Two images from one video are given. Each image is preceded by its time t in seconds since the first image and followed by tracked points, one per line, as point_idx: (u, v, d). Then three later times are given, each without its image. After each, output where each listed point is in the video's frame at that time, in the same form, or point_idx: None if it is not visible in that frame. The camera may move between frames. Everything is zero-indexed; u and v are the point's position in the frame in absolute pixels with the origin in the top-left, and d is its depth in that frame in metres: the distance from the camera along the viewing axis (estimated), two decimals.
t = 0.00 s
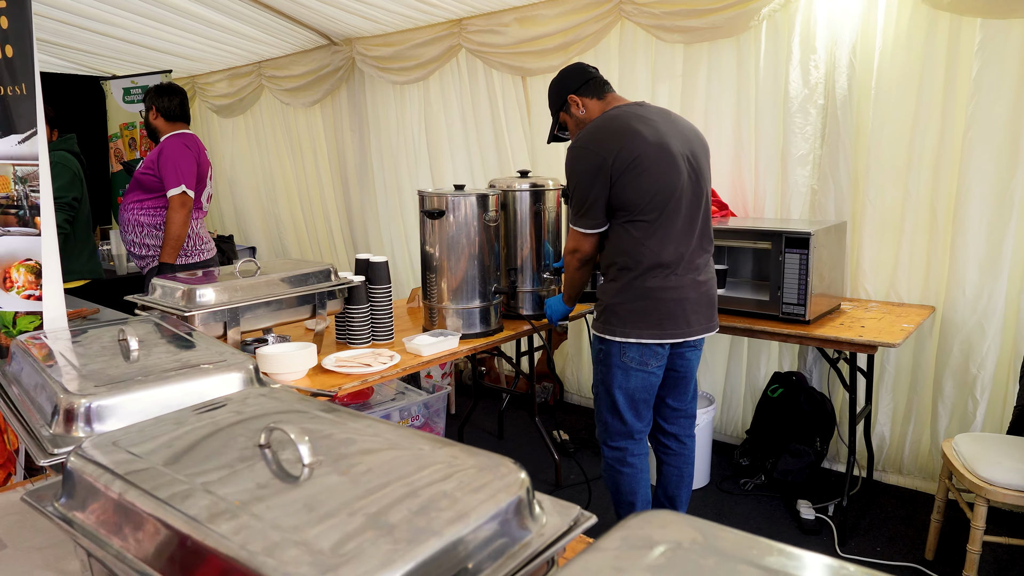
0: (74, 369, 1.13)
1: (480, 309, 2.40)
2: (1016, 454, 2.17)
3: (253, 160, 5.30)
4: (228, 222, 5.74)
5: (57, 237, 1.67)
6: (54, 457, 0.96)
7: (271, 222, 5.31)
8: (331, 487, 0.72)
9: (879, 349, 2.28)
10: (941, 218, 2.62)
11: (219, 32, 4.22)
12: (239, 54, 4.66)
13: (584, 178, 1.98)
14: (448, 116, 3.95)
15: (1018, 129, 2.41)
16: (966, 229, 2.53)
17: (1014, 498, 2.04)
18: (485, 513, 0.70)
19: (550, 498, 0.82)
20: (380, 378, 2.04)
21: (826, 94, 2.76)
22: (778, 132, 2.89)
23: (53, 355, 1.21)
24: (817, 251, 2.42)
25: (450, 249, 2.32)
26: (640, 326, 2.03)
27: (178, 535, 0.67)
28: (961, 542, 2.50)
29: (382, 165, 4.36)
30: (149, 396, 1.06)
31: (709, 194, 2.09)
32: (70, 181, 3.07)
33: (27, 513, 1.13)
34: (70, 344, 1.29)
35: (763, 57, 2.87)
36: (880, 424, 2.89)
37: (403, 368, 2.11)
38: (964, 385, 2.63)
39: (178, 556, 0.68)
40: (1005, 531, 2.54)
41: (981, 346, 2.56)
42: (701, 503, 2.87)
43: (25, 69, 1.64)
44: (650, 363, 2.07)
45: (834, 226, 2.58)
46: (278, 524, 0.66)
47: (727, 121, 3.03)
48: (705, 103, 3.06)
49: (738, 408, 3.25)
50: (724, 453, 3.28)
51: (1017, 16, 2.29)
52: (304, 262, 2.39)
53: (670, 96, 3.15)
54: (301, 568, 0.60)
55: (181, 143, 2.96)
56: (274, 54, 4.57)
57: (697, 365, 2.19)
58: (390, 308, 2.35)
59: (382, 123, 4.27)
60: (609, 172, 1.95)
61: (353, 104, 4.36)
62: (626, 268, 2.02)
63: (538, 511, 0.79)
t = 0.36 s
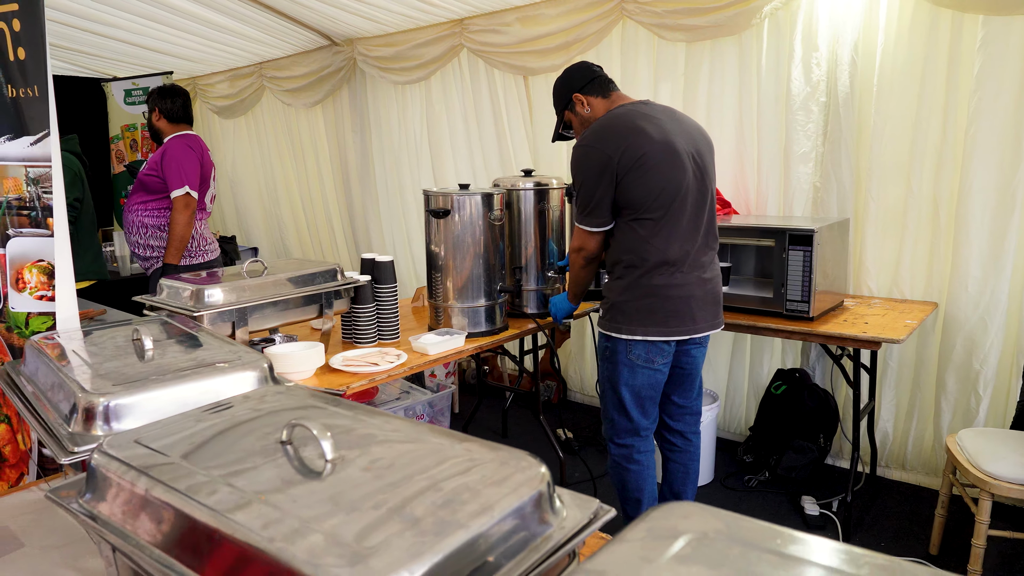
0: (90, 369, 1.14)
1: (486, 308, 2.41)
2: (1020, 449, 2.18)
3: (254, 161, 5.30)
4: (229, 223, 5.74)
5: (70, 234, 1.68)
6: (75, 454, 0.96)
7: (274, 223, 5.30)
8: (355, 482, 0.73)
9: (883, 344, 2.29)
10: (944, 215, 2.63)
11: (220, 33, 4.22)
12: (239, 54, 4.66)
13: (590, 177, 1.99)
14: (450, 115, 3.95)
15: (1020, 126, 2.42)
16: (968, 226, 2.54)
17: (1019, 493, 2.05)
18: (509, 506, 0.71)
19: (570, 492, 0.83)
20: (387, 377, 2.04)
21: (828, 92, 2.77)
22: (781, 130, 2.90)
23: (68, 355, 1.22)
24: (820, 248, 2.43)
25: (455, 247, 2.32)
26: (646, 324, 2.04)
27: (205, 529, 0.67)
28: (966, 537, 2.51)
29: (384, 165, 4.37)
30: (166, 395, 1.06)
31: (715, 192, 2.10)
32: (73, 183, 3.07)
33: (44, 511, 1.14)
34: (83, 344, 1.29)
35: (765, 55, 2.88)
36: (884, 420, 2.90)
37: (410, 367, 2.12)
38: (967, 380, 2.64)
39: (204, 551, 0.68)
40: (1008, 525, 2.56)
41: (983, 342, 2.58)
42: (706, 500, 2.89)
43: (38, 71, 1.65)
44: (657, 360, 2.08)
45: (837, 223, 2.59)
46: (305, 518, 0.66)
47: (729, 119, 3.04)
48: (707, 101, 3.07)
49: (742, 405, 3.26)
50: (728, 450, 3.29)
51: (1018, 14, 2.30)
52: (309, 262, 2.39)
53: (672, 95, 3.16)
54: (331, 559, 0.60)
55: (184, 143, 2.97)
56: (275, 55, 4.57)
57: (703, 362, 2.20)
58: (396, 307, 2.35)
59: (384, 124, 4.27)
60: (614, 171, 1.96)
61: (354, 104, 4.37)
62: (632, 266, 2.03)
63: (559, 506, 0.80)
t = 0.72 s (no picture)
0: (89, 367, 1.14)
1: (482, 307, 2.42)
2: (1008, 446, 2.21)
3: (247, 159, 5.28)
4: (221, 221, 5.72)
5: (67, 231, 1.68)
6: (75, 454, 0.97)
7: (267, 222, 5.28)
8: (362, 479, 0.74)
9: (875, 344, 2.32)
10: (934, 216, 2.66)
11: (214, 30, 4.21)
12: (233, 52, 4.64)
13: (588, 176, 2.00)
14: (444, 114, 3.96)
15: (1010, 128, 2.45)
16: (959, 227, 2.57)
17: (1007, 489, 2.08)
18: (516, 502, 0.72)
19: (574, 488, 0.85)
20: (384, 376, 2.05)
21: (822, 93, 2.79)
22: (775, 131, 2.92)
23: (65, 353, 1.22)
24: (813, 248, 2.46)
25: (451, 246, 2.33)
26: (643, 323, 2.06)
27: (212, 526, 0.68)
28: (954, 533, 2.55)
29: (378, 163, 4.37)
30: (167, 393, 1.07)
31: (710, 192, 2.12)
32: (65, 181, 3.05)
33: (41, 508, 1.14)
34: (80, 342, 1.29)
35: (759, 57, 2.90)
36: (874, 418, 2.93)
37: (406, 366, 2.13)
38: (956, 379, 2.68)
39: (210, 548, 0.68)
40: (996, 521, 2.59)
41: (973, 341, 2.61)
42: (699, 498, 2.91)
43: (33, 67, 1.64)
44: (653, 359, 2.10)
45: (830, 224, 2.62)
46: (314, 514, 0.67)
47: (724, 120, 3.06)
48: (702, 102, 3.09)
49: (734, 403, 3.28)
50: (721, 448, 3.31)
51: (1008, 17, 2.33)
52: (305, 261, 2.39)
53: (667, 96, 3.18)
54: (341, 554, 0.61)
55: (177, 141, 2.96)
56: (270, 53, 4.56)
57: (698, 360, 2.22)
58: (392, 306, 2.36)
59: (378, 122, 4.27)
60: (612, 171, 1.97)
61: (349, 102, 4.37)
62: (629, 265, 2.05)
63: (563, 502, 0.81)
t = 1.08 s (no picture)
0: (70, 367, 1.11)
1: (469, 304, 2.41)
2: (986, 432, 2.25)
3: (225, 158, 5.22)
4: (200, 221, 5.64)
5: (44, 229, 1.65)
6: (60, 454, 0.95)
7: (247, 221, 5.23)
8: (359, 470, 0.73)
9: (857, 336, 2.35)
10: (912, 210, 2.71)
11: (191, 27, 4.15)
12: (210, 49, 4.58)
13: (574, 172, 2.00)
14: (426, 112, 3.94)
15: (985, 124, 2.50)
16: (936, 220, 2.62)
17: (985, 473, 2.12)
18: (515, 491, 0.72)
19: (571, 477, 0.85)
20: (371, 374, 2.03)
21: (802, 90, 2.83)
22: (756, 127, 2.95)
23: (44, 353, 1.19)
24: (795, 243, 2.49)
25: (437, 244, 2.32)
26: (629, 317, 2.07)
27: (206, 521, 0.66)
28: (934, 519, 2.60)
29: (360, 161, 4.34)
30: (152, 392, 1.05)
31: (695, 187, 2.13)
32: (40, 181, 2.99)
33: (21, 508, 1.11)
34: (59, 342, 1.26)
35: (740, 54, 2.93)
36: (855, 409, 2.97)
37: (393, 364, 2.11)
38: (934, 369, 2.73)
39: (206, 544, 0.67)
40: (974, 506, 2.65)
41: (950, 332, 2.66)
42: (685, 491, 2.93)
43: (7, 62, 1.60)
44: (639, 353, 2.11)
45: (811, 218, 2.65)
46: (311, 505, 0.66)
47: (706, 117, 3.09)
48: (684, 99, 3.11)
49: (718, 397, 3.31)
50: (705, 441, 3.34)
51: (983, 15, 2.38)
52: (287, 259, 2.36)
53: (649, 94, 3.20)
54: (341, 543, 0.60)
55: (155, 140, 2.91)
56: (248, 50, 4.51)
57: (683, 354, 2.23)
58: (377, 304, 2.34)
59: (359, 120, 4.25)
60: (598, 166, 1.98)
61: (329, 100, 4.33)
62: (615, 260, 2.06)
63: (561, 490, 0.81)
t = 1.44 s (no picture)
0: (78, 318, 1.09)
1: (464, 262, 2.37)
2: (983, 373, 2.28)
3: (205, 129, 5.10)
4: (182, 194, 5.53)
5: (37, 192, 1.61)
6: (82, 399, 0.92)
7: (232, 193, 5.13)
8: (392, 400, 0.74)
9: (855, 283, 2.35)
10: (910, 159, 2.70)
11: None
12: (185, 15, 4.43)
13: (567, 127, 1.96)
14: (412, 73, 3.85)
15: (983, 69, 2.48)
16: (934, 167, 2.62)
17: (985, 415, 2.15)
18: (547, 414, 0.73)
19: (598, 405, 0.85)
20: (371, 330, 1.99)
21: (798, 38, 2.78)
22: (750, 77, 2.91)
23: (52, 307, 1.16)
24: (792, 192, 2.48)
25: (432, 201, 2.27)
26: (623, 272, 2.05)
27: (244, 449, 0.67)
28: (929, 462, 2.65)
29: (345, 127, 4.25)
30: (164, 340, 1.02)
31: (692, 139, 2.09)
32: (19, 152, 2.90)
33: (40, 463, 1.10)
34: (65, 298, 1.23)
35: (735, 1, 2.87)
36: (851, 358, 2.99)
37: (392, 321, 2.08)
38: (929, 316, 2.75)
39: (247, 470, 0.67)
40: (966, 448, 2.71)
41: (947, 279, 2.68)
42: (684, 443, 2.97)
43: None
44: (633, 308, 2.09)
45: (807, 169, 2.64)
46: (351, 432, 0.67)
47: (699, 67, 3.03)
48: (678, 50, 3.05)
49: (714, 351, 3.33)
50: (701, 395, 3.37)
51: None
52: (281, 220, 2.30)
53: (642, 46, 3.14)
54: (384, 462, 0.63)
55: (137, 107, 2.82)
56: (225, 16, 4.37)
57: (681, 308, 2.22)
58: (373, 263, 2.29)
59: (342, 84, 4.15)
60: (591, 121, 1.93)
61: (311, 65, 4.22)
62: (611, 216, 2.03)
63: (590, 418, 0.81)
